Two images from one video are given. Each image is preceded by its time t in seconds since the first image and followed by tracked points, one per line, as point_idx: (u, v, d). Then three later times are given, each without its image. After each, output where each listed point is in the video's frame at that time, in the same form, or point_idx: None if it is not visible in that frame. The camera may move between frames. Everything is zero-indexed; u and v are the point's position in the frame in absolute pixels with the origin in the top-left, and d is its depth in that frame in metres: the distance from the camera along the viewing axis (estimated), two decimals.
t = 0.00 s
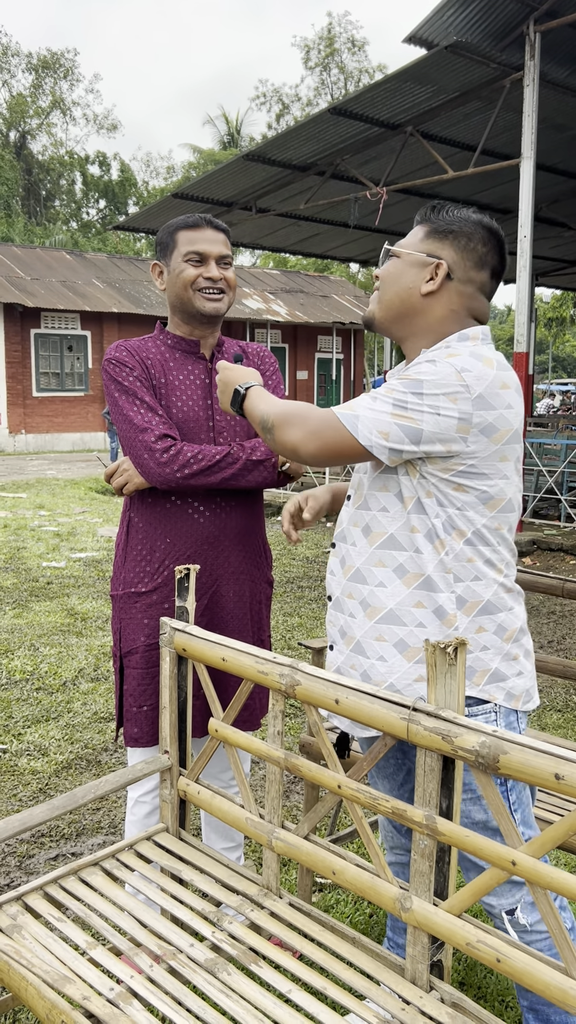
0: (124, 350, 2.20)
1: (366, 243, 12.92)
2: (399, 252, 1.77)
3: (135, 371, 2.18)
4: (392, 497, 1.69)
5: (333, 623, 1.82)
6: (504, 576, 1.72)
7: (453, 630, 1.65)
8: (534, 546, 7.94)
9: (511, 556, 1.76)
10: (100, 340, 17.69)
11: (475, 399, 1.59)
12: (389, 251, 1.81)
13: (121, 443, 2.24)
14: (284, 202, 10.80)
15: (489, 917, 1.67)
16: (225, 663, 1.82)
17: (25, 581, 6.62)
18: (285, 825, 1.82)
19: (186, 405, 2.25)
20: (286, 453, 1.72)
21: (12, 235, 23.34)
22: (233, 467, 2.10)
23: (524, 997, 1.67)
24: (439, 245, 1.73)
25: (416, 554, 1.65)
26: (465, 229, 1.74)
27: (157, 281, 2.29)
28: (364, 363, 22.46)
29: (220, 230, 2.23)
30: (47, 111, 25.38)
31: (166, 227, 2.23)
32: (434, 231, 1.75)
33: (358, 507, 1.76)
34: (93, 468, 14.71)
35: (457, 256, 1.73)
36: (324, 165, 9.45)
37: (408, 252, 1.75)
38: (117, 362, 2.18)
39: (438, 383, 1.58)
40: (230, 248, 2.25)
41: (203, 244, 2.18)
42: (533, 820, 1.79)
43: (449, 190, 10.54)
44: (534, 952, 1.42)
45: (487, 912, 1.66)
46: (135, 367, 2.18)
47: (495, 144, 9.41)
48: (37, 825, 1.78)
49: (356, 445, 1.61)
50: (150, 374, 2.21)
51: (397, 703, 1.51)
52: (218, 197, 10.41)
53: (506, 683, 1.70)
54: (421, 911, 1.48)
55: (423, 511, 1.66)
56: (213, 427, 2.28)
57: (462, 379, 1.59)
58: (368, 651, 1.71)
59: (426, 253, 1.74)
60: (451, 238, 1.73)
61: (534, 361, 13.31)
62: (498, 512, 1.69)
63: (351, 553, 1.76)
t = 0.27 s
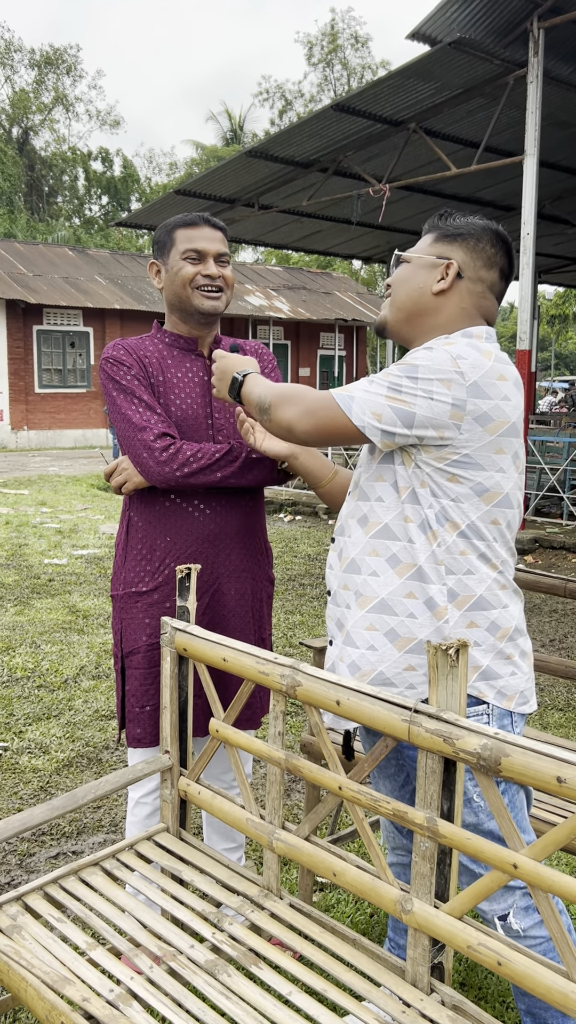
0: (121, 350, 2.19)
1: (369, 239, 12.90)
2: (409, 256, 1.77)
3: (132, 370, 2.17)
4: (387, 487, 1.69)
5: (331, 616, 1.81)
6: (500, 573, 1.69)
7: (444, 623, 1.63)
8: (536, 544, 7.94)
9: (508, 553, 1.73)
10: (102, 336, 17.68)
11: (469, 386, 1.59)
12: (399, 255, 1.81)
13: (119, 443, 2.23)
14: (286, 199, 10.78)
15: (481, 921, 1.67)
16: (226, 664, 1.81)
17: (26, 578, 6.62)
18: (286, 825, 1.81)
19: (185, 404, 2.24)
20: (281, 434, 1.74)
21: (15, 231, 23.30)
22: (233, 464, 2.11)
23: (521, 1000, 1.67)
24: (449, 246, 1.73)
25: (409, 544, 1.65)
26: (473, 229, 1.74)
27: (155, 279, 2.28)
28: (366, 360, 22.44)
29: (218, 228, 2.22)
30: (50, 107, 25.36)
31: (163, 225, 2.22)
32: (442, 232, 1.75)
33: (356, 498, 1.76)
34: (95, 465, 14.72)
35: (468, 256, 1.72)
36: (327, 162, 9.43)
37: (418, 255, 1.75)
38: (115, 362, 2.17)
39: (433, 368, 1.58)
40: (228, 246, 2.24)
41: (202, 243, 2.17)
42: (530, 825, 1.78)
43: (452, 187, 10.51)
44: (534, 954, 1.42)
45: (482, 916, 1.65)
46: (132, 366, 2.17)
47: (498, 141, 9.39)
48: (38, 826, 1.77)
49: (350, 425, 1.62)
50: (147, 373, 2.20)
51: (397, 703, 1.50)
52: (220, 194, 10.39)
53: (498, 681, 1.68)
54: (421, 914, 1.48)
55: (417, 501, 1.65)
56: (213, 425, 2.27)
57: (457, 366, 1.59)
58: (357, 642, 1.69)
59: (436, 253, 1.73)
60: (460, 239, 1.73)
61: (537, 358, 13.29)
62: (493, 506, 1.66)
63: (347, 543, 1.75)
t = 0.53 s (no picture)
0: (118, 348, 2.19)
1: (371, 236, 12.88)
2: (408, 255, 1.76)
3: (129, 368, 2.16)
4: (401, 483, 1.68)
5: (340, 618, 1.79)
6: (512, 569, 1.71)
7: (460, 619, 1.63)
8: (538, 542, 7.93)
9: (519, 548, 1.74)
10: (104, 333, 17.67)
11: (485, 380, 1.61)
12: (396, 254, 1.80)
13: (116, 441, 2.22)
14: (288, 195, 10.76)
15: (487, 921, 1.66)
16: (225, 663, 1.81)
17: (27, 575, 6.62)
18: (285, 825, 1.81)
19: (182, 402, 2.24)
20: (293, 432, 1.72)
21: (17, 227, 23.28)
22: (230, 463, 2.10)
23: (522, 1002, 1.67)
24: (449, 247, 1.72)
25: (426, 540, 1.64)
26: (472, 231, 1.74)
27: (151, 277, 2.27)
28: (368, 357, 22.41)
29: (215, 225, 2.21)
30: (52, 103, 25.33)
31: (160, 222, 2.22)
32: (441, 232, 1.75)
33: (366, 496, 1.74)
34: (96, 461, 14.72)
35: (468, 258, 1.72)
36: (329, 158, 9.41)
37: (417, 254, 1.74)
38: (111, 359, 2.17)
39: (449, 362, 1.59)
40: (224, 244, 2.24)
41: (198, 240, 2.16)
42: (535, 824, 1.78)
43: (454, 184, 10.48)
44: (534, 956, 1.42)
45: (487, 915, 1.65)
46: (129, 364, 2.16)
47: (501, 138, 9.36)
48: (36, 824, 1.77)
49: (366, 421, 1.61)
50: (144, 371, 2.20)
51: (396, 704, 1.50)
52: (222, 190, 10.37)
53: (509, 677, 1.68)
54: (420, 915, 1.47)
55: (433, 496, 1.64)
56: (209, 424, 2.27)
57: (473, 360, 1.60)
58: (374, 641, 1.67)
59: (436, 254, 1.73)
60: (460, 240, 1.73)
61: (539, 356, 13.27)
62: (507, 502, 1.68)
63: (358, 542, 1.73)
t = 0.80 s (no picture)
0: (115, 344, 2.18)
1: (373, 233, 12.86)
2: (408, 253, 1.74)
3: (126, 365, 2.15)
4: (413, 478, 1.67)
5: (350, 617, 1.77)
6: (523, 564, 1.71)
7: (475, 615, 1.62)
8: (539, 540, 7.92)
9: (529, 543, 1.75)
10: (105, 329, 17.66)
11: (497, 375, 1.61)
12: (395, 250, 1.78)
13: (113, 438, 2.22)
14: (290, 192, 10.74)
15: (495, 920, 1.66)
16: (225, 660, 1.80)
17: (28, 572, 6.62)
18: (284, 824, 1.81)
19: (179, 399, 2.22)
20: (300, 430, 1.70)
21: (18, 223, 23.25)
22: (228, 461, 2.10)
23: (525, 1001, 1.66)
24: (450, 244, 1.71)
25: (439, 535, 1.62)
26: (472, 228, 1.73)
27: (148, 272, 2.26)
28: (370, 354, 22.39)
29: (212, 220, 2.20)
30: (54, 99, 25.30)
31: (156, 217, 2.21)
32: (440, 228, 1.74)
33: (375, 493, 1.73)
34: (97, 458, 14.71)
35: (469, 255, 1.71)
36: (330, 155, 9.38)
37: (417, 251, 1.73)
38: (108, 356, 2.16)
39: (461, 357, 1.59)
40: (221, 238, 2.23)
41: (195, 235, 2.15)
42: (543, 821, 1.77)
43: (456, 181, 10.45)
44: (536, 957, 1.41)
45: (495, 914, 1.64)
46: (126, 361, 2.16)
47: (503, 135, 9.33)
48: (35, 822, 1.76)
49: (379, 416, 1.60)
50: (141, 367, 2.19)
51: (397, 703, 1.49)
52: (224, 187, 10.35)
53: (521, 673, 1.68)
54: (419, 915, 1.47)
55: (446, 492, 1.63)
56: (207, 422, 2.26)
57: (485, 355, 1.60)
58: (389, 639, 1.66)
59: (437, 251, 1.71)
60: (460, 237, 1.72)
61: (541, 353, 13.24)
62: (519, 496, 1.68)
63: (368, 539, 1.72)
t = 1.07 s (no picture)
0: (111, 341, 2.16)
1: (374, 230, 12.82)
2: (415, 250, 1.72)
3: (122, 362, 2.13)
4: (430, 481, 1.65)
5: (362, 621, 1.76)
6: (538, 564, 1.70)
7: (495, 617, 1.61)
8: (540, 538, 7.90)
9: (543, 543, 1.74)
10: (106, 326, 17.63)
11: (518, 376, 1.59)
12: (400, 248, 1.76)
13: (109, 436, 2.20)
14: (291, 189, 10.71)
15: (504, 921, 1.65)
16: (225, 659, 1.79)
17: (28, 569, 6.61)
18: (285, 824, 1.79)
19: (176, 397, 2.21)
20: (326, 444, 1.65)
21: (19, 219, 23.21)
22: (225, 458, 2.08)
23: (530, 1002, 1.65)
24: (458, 240, 1.70)
25: (457, 538, 1.61)
26: (479, 222, 1.72)
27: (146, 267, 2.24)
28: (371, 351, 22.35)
29: (212, 215, 2.19)
30: (55, 95, 25.26)
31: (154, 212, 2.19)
32: (447, 223, 1.72)
33: (389, 496, 1.71)
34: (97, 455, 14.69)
35: (478, 251, 1.70)
36: (332, 151, 9.35)
37: (424, 248, 1.71)
38: (104, 353, 2.14)
39: (483, 360, 1.56)
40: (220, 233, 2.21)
41: (197, 231, 2.14)
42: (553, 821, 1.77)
43: (458, 178, 10.42)
44: (539, 959, 1.39)
45: (504, 913, 1.63)
46: (122, 358, 2.14)
47: (505, 132, 9.29)
48: (35, 821, 1.75)
49: (405, 425, 1.55)
50: (138, 365, 2.17)
51: (399, 703, 1.48)
52: (225, 183, 10.32)
53: (537, 673, 1.68)
54: (422, 916, 1.46)
55: (465, 495, 1.62)
56: (204, 419, 2.24)
57: (506, 357, 1.58)
58: (406, 644, 1.65)
59: (445, 247, 1.70)
60: (468, 232, 1.70)
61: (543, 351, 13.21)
62: (535, 497, 1.68)
63: (383, 543, 1.71)
